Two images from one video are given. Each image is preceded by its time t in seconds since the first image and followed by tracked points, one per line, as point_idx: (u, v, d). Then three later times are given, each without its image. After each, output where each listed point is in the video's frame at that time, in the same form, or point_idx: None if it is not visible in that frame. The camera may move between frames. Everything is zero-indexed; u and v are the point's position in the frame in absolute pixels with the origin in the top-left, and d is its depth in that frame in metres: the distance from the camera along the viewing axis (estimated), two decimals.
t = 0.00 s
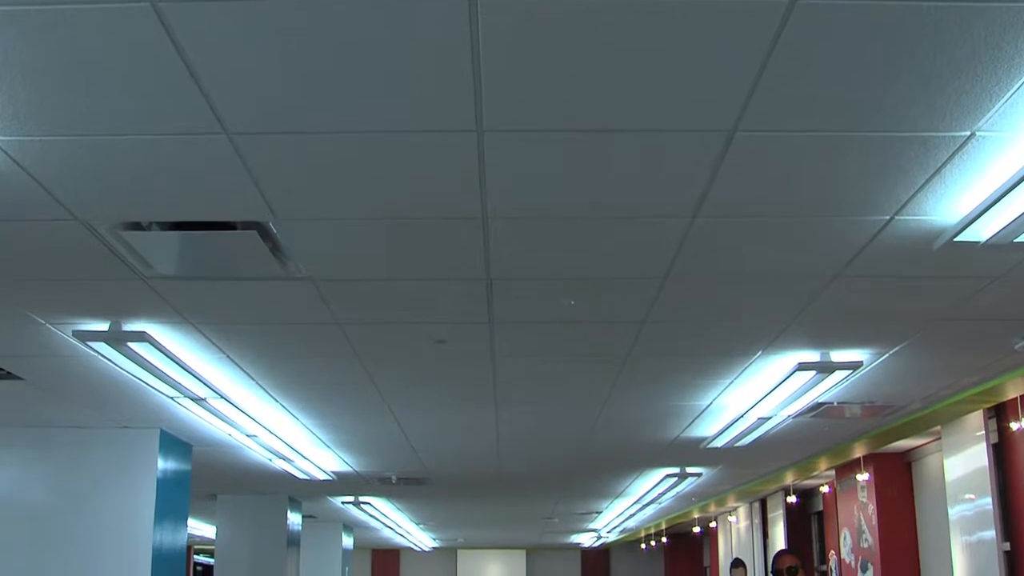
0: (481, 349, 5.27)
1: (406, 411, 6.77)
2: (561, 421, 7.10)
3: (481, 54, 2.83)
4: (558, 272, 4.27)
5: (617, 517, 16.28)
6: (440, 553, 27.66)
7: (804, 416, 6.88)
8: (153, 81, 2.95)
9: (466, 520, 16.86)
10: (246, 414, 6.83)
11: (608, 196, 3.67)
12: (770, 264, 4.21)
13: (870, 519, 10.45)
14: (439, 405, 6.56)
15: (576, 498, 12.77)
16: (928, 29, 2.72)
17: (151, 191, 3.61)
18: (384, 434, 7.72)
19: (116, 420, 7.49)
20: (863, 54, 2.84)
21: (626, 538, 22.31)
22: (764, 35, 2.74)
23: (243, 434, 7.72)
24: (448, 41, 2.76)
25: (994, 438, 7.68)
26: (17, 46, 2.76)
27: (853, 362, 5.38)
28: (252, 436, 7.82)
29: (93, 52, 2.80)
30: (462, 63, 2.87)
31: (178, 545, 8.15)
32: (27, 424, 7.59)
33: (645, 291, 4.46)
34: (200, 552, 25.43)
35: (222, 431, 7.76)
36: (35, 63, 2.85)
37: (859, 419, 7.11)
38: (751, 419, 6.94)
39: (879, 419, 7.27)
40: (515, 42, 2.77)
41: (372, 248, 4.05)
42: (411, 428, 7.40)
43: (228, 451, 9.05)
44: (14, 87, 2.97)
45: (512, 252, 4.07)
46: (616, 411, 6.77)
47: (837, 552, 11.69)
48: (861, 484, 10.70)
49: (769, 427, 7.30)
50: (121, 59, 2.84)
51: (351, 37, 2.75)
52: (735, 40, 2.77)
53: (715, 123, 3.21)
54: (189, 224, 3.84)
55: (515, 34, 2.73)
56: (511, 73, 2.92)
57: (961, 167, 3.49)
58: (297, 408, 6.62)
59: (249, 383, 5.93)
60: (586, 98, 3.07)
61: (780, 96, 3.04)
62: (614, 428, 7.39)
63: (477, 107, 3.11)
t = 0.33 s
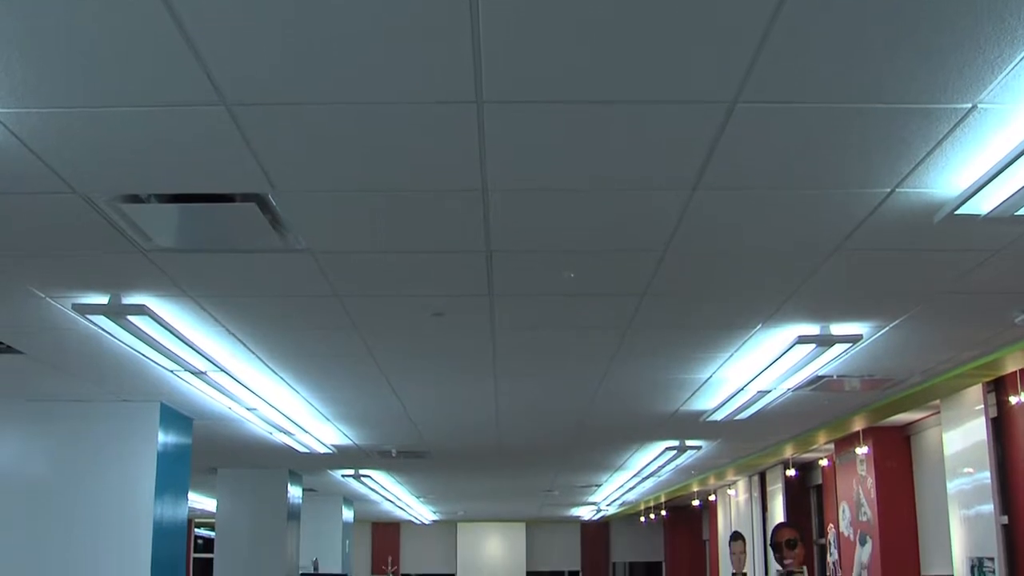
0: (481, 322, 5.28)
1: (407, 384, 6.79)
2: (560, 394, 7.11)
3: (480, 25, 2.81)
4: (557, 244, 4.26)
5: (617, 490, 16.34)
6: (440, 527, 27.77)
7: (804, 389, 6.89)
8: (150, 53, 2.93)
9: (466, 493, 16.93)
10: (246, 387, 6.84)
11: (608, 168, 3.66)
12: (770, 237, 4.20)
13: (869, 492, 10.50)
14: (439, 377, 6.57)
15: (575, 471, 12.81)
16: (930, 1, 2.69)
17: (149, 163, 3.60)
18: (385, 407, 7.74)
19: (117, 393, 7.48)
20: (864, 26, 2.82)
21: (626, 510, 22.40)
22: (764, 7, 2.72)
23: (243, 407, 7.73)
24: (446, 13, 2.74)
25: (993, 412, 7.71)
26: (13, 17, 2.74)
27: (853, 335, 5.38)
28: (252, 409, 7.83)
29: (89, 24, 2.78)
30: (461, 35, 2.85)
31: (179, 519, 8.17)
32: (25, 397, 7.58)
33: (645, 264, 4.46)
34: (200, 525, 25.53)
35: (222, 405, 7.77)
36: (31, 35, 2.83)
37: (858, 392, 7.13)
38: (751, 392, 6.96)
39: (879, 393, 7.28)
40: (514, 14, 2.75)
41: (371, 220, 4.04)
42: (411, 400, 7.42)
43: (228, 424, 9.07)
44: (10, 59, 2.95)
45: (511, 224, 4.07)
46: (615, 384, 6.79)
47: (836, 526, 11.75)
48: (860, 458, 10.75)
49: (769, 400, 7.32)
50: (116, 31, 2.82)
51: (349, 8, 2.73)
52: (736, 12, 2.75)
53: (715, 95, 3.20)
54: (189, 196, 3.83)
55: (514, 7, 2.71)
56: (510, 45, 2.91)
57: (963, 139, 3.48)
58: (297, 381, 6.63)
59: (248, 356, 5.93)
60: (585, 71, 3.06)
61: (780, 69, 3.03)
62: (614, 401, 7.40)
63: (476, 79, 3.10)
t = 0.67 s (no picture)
0: (481, 296, 5.28)
1: (407, 359, 6.80)
2: (560, 368, 7.13)
3: None
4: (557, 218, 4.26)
5: (617, 465, 16.40)
6: (440, 503, 27.89)
7: (804, 364, 6.91)
8: (145, 25, 2.90)
9: (466, 468, 17.01)
10: (247, 362, 6.84)
11: (608, 140, 3.65)
12: (771, 211, 4.19)
13: (868, 466, 10.58)
14: (439, 352, 6.58)
15: (575, 446, 12.86)
16: None
17: (147, 137, 3.58)
18: (386, 382, 7.75)
19: (119, 367, 7.49)
20: None
21: (626, 485, 22.50)
22: None
23: (244, 381, 7.74)
24: None
25: (991, 386, 7.81)
26: None
27: (853, 310, 5.40)
28: (252, 383, 7.84)
29: None
30: (460, 8, 2.82)
31: (181, 493, 8.18)
32: (25, 371, 7.57)
33: (645, 237, 4.45)
34: (201, 500, 25.65)
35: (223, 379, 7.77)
36: (26, 8, 2.80)
37: (858, 367, 7.15)
38: (751, 366, 6.98)
39: (879, 367, 7.29)
40: None
41: (371, 194, 4.03)
42: (411, 375, 7.43)
43: (228, 399, 9.09)
44: (6, 33, 2.92)
45: (511, 197, 4.06)
46: (615, 358, 6.80)
47: (835, 501, 11.83)
48: (860, 432, 10.81)
49: (769, 375, 7.34)
50: (112, 3, 2.79)
51: None
52: None
53: (716, 68, 3.17)
54: (188, 170, 3.82)
55: None
56: (509, 17, 2.88)
57: (963, 113, 3.47)
58: (298, 355, 6.64)
59: (248, 331, 5.94)
60: (585, 44, 3.03)
61: (781, 42, 3.00)
62: (614, 375, 7.42)
63: (475, 53, 3.07)
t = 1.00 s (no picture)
0: (481, 268, 5.28)
1: (407, 331, 6.81)
2: (560, 340, 7.14)
3: None
4: (558, 189, 4.24)
5: (616, 438, 16.47)
6: (440, 476, 28.01)
7: (804, 336, 6.93)
8: None
9: (467, 441, 17.06)
10: (246, 334, 6.85)
11: (609, 111, 3.62)
12: (772, 183, 4.17)
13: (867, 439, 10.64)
14: (440, 324, 6.59)
15: (575, 419, 12.91)
16: None
17: (146, 108, 3.56)
18: (387, 355, 7.77)
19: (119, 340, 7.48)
20: None
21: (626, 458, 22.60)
22: None
23: (244, 354, 7.74)
24: None
25: (991, 360, 7.83)
26: None
27: (853, 282, 5.40)
28: (252, 356, 7.84)
29: None
30: None
31: (181, 467, 8.18)
32: (25, 344, 7.56)
33: (646, 209, 4.44)
34: (201, 473, 25.76)
35: (224, 352, 7.77)
36: None
37: (858, 340, 7.16)
38: (750, 339, 7.00)
39: (879, 340, 7.29)
40: None
41: (370, 165, 4.02)
42: (411, 348, 7.44)
43: (229, 372, 9.10)
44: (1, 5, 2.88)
45: (511, 168, 4.04)
46: (616, 331, 6.81)
47: (833, 474, 11.90)
48: (859, 406, 10.85)
49: (769, 347, 7.36)
50: None
51: None
52: None
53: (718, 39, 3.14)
54: (188, 142, 3.80)
55: None
56: None
57: (965, 84, 3.44)
58: (297, 327, 6.65)
59: (247, 304, 5.95)
60: (586, 15, 3.00)
61: (785, 13, 2.96)
62: (614, 348, 7.43)
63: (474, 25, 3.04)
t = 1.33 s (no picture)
0: (481, 241, 5.27)
1: (408, 305, 6.81)
2: (560, 313, 7.16)
3: None
4: (558, 161, 4.23)
5: (616, 411, 16.53)
6: (440, 450, 28.11)
7: (803, 310, 6.94)
8: None
9: (467, 414, 17.11)
10: (246, 307, 6.85)
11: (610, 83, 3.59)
12: (774, 154, 4.16)
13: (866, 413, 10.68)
14: (440, 298, 6.60)
15: (575, 392, 12.95)
16: None
17: (144, 81, 3.52)
18: (387, 328, 7.78)
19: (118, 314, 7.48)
20: None
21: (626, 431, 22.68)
22: None
23: (244, 328, 7.74)
24: None
25: (991, 335, 7.85)
26: None
27: (853, 256, 5.41)
28: (252, 329, 7.84)
29: None
30: None
31: (182, 440, 8.20)
32: (24, 317, 7.54)
33: (647, 180, 4.43)
34: (201, 447, 25.88)
35: (224, 326, 7.77)
36: None
37: (858, 314, 7.17)
38: (750, 312, 7.02)
39: (879, 314, 7.30)
40: None
41: (370, 137, 4.00)
42: (411, 321, 7.45)
43: (229, 346, 9.11)
44: None
45: (511, 140, 4.03)
46: (615, 304, 6.82)
47: (832, 448, 11.95)
48: (859, 379, 10.88)
49: (769, 320, 7.37)
50: None
51: None
52: None
53: (721, 11, 3.10)
54: (187, 114, 3.78)
55: None
56: None
57: (967, 57, 3.41)
58: (297, 301, 6.66)
59: (247, 276, 5.96)
60: None
61: None
62: (614, 321, 7.45)
63: None
